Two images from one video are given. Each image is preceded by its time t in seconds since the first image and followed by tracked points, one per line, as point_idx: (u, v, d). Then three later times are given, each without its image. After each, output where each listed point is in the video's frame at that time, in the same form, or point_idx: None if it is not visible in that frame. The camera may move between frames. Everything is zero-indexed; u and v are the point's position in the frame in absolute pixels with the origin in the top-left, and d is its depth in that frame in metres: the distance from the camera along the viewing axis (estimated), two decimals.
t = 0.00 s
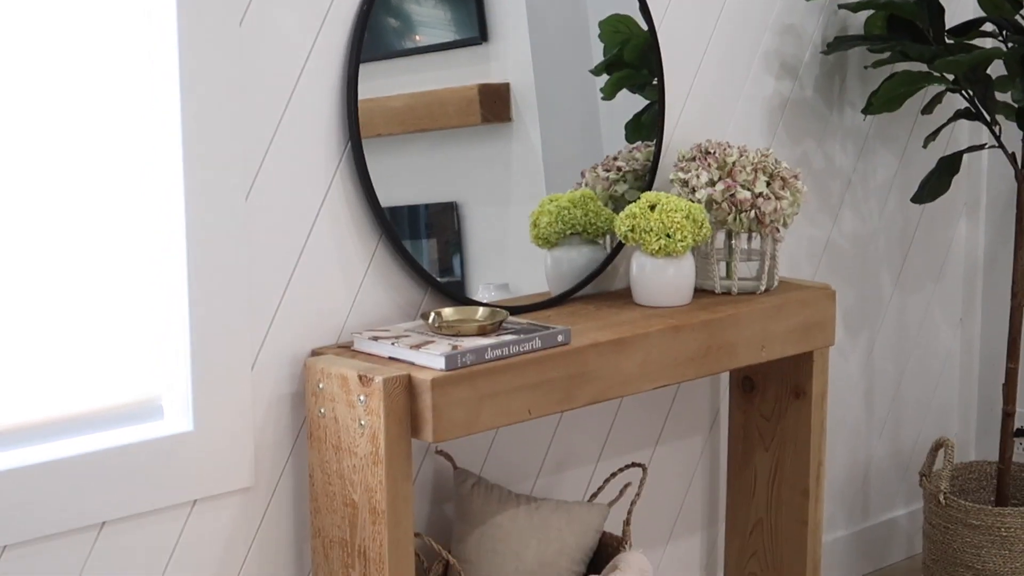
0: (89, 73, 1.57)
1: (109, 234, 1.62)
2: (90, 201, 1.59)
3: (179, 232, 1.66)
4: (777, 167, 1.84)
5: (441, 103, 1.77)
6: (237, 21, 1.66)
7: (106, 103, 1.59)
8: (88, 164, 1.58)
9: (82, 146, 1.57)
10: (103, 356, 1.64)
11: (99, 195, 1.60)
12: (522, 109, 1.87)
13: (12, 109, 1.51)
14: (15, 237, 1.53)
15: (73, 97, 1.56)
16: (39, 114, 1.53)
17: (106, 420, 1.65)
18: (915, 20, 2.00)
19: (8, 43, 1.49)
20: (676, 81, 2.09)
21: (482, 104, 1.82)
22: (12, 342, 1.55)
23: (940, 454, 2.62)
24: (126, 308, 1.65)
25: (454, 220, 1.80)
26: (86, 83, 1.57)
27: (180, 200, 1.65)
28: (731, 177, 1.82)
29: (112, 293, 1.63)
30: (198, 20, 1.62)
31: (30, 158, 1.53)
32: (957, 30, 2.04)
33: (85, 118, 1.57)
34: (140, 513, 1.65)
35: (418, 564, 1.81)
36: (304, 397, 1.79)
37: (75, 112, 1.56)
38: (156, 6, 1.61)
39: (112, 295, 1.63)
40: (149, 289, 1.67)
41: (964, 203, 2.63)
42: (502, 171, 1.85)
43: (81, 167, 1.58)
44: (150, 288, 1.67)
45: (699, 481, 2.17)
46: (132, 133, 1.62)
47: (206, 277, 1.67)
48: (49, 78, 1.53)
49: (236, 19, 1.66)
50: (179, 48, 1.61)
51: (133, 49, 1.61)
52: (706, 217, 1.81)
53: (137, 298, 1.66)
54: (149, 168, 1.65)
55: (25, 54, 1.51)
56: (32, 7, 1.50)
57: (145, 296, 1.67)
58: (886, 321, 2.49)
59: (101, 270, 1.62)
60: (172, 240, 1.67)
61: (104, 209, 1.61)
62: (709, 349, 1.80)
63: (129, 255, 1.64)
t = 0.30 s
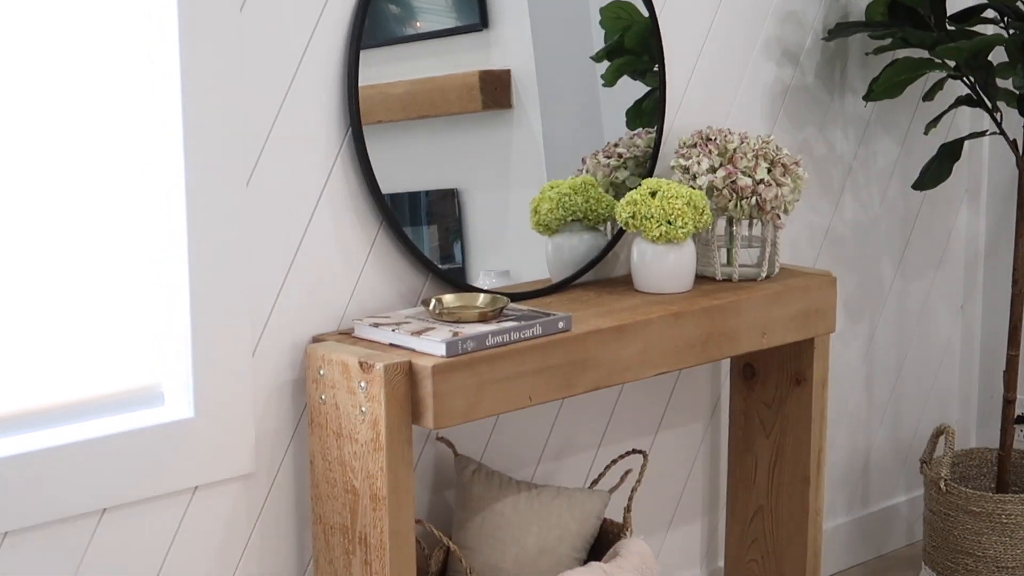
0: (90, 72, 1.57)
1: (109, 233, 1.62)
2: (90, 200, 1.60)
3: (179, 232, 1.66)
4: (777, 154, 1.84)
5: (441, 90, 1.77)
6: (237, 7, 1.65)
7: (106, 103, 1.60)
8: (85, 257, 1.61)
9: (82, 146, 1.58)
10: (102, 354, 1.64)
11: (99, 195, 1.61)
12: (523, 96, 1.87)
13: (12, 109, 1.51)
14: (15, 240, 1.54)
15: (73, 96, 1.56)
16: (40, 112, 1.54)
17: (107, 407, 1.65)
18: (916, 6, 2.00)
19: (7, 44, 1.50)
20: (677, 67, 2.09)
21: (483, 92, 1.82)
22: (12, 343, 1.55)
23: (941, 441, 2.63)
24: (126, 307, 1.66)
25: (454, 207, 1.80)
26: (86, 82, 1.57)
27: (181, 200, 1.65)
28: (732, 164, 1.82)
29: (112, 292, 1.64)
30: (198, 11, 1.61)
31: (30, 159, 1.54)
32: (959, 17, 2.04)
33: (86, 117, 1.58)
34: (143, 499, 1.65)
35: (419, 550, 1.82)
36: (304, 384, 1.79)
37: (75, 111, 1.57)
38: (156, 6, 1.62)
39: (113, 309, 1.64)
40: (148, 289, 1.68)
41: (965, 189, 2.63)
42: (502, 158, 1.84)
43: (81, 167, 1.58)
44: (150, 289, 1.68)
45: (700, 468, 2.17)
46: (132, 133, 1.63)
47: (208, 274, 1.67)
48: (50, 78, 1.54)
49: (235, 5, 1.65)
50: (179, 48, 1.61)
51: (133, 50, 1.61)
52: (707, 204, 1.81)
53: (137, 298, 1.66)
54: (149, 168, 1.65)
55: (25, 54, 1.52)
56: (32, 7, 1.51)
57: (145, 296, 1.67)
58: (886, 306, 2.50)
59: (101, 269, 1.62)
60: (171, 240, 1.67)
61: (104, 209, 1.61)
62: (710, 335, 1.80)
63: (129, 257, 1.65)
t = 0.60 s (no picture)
0: (89, 72, 1.58)
1: (109, 233, 1.62)
2: (91, 199, 1.60)
3: (179, 232, 1.67)
4: (782, 136, 1.84)
5: (445, 72, 1.77)
6: None
7: (106, 102, 1.60)
8: (85, 256, 1.61)
9: (83, 145, 1.58)
10: (103, 353, 1.65)
11: (100, 201, 1.61)
12: (527, 78, 1.86)
13: (12, 107, 1.52)
14: (14, 322, 1.56)
15: (72, 95, 1.57)
16: (39, 111, 1.54)
17: (108, 390, 1.65)
18: None
19: (8, 42, 1.50)
20: (681, 50, 2.09)
21: (487, 74, 1.81)
22: (13, 342, 1.56)
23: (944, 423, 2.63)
24: (127, 307, 1.66)
25: (457, 190, 1.80)
26: (86, 80, 1.57)
27: (181, 200, 1.66)
28: (736, 146, 1.82)
29: (112, 291, 1.64)
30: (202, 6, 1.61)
31: (30, 159, 1.54)
32: None
33: (86, 116, 1.58)
34: (147, 482, 1.65)
35: (422, 532, 1.83)
36: (308, 366, 1.79)
37: (74, 110, 1.57)
38: (155, 6, 1.61)
39: (114, 308, 1.65)
40: (149, 290, 1.68)
41: (970, 172, 2.63)
42: (506, 141, 1.84)
43: (81, 167, 1.59)
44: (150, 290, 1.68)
45: (703, 450, 2.17)
46: (132, 132, 1.63)
47: (209, 270, 1.67)
48: (50, 76, 1.55)
49: None
50: (180, 48, 1.61)
51: (133, 49, 1.61)
52: (711, 186, 1.81)
53: (138, 299, 1.67)
54: (149, 168, 1.65)
55: (25, 53, 1.52)
56: (32, 6, 1.51)
57: (145, 296, 1.68)
58: (891, 289, 2.50)
59: (101, 269, 1.63)
60: (171, 240, 1.67)
61: (104, 208, 1.61)
62: (713, 318, 1.80)
63: (130, 257, 1.65)
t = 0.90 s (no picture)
0: (89, 72, 1.58)
1: (109, 231, 1.64)
2: (84, 250, 1.62)
3: (179, 232, 1.67)
4: (787, 121, 1.84)
5: (449, 58, 1.76)
6: None
7: (106, 100, 1.61)
8: (85, 256, 1.62)
9: (77, 192, 1.60)
10: (103, 351, 1.66)
11: (100, 201, 1.62)
12: (531, 63, 1.86)
13: (13, 170, 1.54)
14: (16, 322, 1.57)
15: (72, 96, 1.57)
16: (39, 112, 1.55)
17: (111, 373, 1.66)
18: None
19: (8, 97, 1.52)
20: (685, 35, 2.08)
21: (491, 60, 1.81)
22: (13, 340, 1.57)
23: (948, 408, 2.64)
24: (127, 306, 1.67)
25: (461, 174, 1.80)
26: (87, 81, 1.58)
27: (181, 200, 1.66)
28: (740, 131, 1.83)
29: (112, 291, 1.65)
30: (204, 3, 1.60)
31: (30, 215, 1.56)
32: None
33: (77, 171, 1.59)
34: (151, 465, 1.65)
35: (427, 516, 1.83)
36: (313, 350, 1.79)
37: (75, 111, 1.58)
38: (155, 6, 1.61)
39: (114, 307, 1.66)
40: (149, 289, 1.69)
41: (975, 156, 2.62)
42: (510, 126, 1.84)
43: (81, 166, 1.60)
44: (150, 290, 1.69)
45: (707, 435, 2.17)
46: (132, 133, 1.64)
47: (213, 254, 1.66)
48: (49, 132, 1.56)
49: None
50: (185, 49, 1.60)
51: (133, 51, 1.62)
52: (715, 171, 1.81)
53: (138, 298, 1.68)
54: (149, 168, 1.66)
55: (25, 53, 1.53)
56: (32, 9, 1.52)
57: (144, 296, 1.69)
58: (895, 274, 2.50)
59: (101, 269, 1.64)
60: (170, 240, 1.68)
61: (104, 207, 1.63)
62: (718, 303, 1.80)
63: (130, 257, 1.66)
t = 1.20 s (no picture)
0: (88, 72, 1.57)
1: (105, 284, 1.63)
2: (84, 251, 1.61)
3: (179, 232, 1.68)
4: (791, 105, 1.84)
5: (453, 42, 1.76)
6: None
7: (95, 164, 1.60)
8: (86, 256, 1.61)
9: (77, 193, 1.59)
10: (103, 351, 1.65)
11: (100, 202, 1.61)
12: (535, 47, 1.86)
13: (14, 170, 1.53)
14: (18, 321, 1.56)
15: (72, 96, 1.56)
16: (40, 113, 1.54)
17: (113, 356, 1.65)
18: None
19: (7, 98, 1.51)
20: (689, 18, 2.08)
21: (495, 44, 1.81)
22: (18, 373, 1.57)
23: (951, 392, 2.64)
24: (127, 306, 1.66)
25: (465, 157, 1.80)
26: (86, 80, 1.57)
27: (182, 200, 1.67)
28: (745, 115, 1.83)
29: (113, 291, 1.64)
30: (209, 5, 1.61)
31: (33, 214, 1.56)
32: None
33: (77, 172, 1.58)
34: (155, 448, 1.65)
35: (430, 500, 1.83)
36: (317, 333, 1.79)
37: (75, 110, 1.57)
38: (155, 6, 1.61)
39: (115, 307, 1.65)
40: (149, 290, 1.68)
41: (979, 139, 2.62)
42: (514, 111, 1.84)
43: (81, 165, 1.58)
44: (150, 292, 1.68)
45: (711, 418, 2.18)
46: (132, 133, 1.63)
47: (216, 236, 1.66)
48: (49, 133, 1.55)
49: None
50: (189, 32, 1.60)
51: (133, 51, 1.61)
52: (719, 155, 1.81)
53: (138, 299, 1.67)
54: (149, 168, 1.65)
55: (24, 50, 1.51)
56: (32, 10, 1.51)
57: (144, 296, 1.68)
58: (899, 258, 2.50)
59: (101, 270, 1.63)
60: (171, 240, 1.68)
61: (96, 264, 1.62)
62: (722, 286, 1.80)
63: (130, 257, 1.65)
